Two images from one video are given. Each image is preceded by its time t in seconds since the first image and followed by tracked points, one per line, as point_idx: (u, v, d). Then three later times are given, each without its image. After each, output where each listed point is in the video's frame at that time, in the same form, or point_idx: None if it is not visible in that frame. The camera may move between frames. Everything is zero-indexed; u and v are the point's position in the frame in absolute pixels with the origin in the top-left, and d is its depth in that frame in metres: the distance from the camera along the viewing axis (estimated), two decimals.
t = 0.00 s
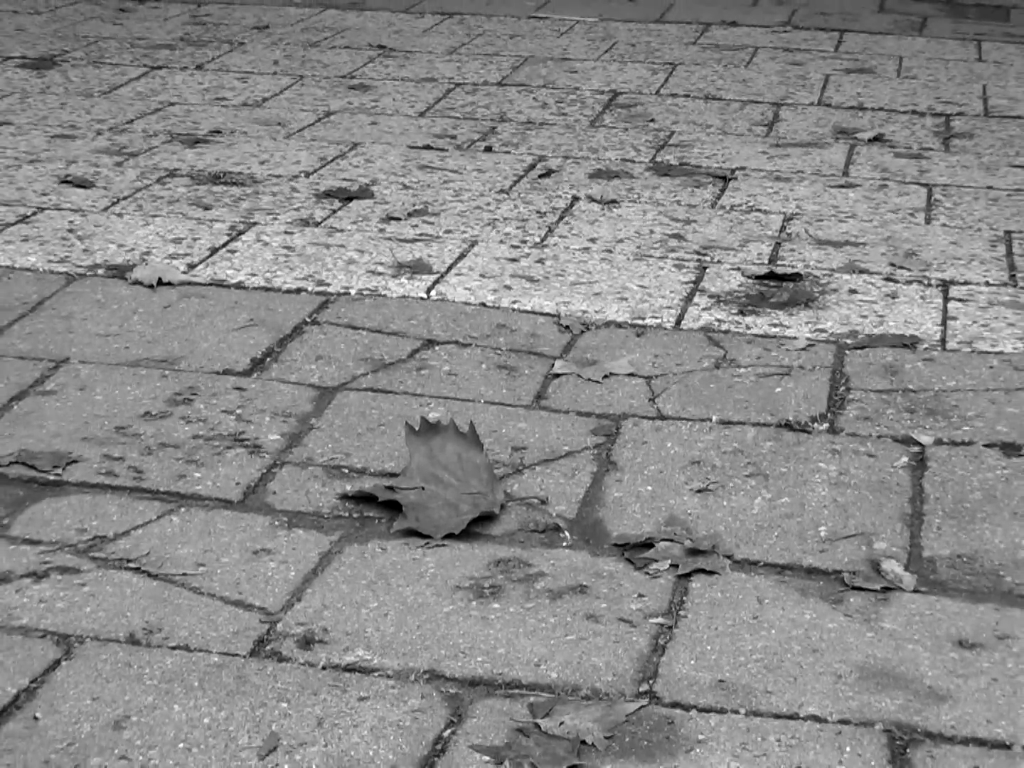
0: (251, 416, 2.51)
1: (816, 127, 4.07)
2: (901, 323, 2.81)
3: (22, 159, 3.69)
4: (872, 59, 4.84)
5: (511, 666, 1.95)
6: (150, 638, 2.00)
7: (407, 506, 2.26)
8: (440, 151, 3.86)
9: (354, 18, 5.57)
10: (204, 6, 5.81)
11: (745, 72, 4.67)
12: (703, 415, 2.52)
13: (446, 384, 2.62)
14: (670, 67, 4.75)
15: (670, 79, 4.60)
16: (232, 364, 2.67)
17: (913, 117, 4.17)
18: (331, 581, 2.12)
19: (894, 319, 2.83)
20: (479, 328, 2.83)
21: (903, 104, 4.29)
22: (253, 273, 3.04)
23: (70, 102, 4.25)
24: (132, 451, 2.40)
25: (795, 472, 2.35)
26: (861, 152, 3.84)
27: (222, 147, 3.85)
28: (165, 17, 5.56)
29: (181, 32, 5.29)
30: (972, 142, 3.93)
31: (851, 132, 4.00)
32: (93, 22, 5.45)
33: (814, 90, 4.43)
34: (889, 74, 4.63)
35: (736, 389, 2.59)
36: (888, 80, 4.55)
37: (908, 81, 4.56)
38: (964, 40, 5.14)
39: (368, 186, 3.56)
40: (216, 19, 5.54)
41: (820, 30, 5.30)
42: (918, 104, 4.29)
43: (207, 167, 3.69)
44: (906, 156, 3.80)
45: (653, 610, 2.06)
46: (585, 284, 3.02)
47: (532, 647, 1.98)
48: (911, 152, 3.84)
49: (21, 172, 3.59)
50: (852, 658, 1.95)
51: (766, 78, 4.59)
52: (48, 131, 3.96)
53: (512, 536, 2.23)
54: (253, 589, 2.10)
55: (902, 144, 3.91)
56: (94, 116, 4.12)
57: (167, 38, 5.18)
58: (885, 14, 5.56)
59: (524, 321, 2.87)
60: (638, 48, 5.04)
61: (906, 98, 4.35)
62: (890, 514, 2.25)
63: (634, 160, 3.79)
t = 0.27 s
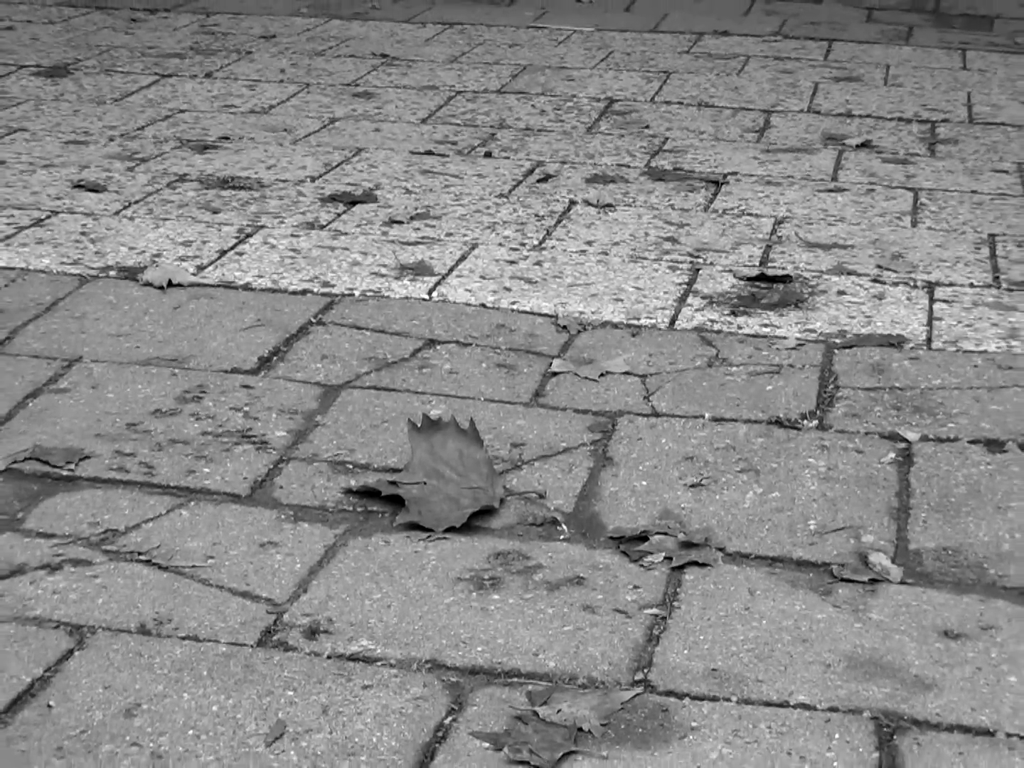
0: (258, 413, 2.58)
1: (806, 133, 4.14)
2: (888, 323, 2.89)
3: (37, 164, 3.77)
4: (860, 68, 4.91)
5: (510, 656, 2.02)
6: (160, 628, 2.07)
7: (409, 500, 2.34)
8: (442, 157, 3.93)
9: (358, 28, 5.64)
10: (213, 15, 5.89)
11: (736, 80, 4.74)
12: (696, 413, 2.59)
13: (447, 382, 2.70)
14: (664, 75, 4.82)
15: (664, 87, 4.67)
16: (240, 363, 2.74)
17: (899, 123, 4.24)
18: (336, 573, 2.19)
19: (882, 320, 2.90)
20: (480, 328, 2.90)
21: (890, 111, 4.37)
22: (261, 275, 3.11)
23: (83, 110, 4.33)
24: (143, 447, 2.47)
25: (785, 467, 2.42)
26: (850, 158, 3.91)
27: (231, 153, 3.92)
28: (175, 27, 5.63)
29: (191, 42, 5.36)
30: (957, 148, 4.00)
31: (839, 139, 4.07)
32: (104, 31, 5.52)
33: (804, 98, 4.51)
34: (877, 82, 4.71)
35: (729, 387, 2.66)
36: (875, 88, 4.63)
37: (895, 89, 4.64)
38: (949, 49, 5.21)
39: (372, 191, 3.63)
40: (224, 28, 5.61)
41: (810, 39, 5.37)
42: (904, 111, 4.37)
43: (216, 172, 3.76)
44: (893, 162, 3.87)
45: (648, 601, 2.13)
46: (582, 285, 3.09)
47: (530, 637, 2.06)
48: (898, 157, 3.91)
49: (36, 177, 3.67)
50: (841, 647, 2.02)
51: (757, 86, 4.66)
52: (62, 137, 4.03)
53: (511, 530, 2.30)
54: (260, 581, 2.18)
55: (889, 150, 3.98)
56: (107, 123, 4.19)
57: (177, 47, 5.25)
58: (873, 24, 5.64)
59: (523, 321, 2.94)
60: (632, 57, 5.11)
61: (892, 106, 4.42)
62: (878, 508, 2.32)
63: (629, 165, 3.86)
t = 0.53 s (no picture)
0: (264, 411, 2.65)
1: (797, 139, 4.21)
2: (877, 324, 2.95)
3: (49, 169, 3.83)
4: (850, 76, 4.98)
5: (510, 647, 2.08)
6: (169, 621, 2.13)
7: (411, 496, 2.40)
8: (443, 162, 3.99)
9: (361, 36, 5.71)
10: (221, 24, 5.96)
11: (729, 87, 4.81)
12: (690, 411, 2.65)
13: (447, 381, 2.76)
14: (659, 83, 4.88)
15: (660, 94, 4.74)
16: (246, 363, 2.81)
17: (888, 129, 4.30)
18: (340, 567, 2.26)
19: (871, 320, 2.96)
20: (480, 328, 2.97)
21: (879, 117, 4.43)
22: (266, 277, 3.17)
23: (94, 116, 4.39)
24: (152, 444, 2.53)
25: (777, 464, 2.49)
26: (840, 163, 3.97)
27: (238, 158, 3.99)
28: (183, 35, 5.70)
29: (199, 49, 5.42)
30: (943, 153, 4.07)
31: (829, 144, 4.14)
32: (114, 40, 5.59)
33: (795, 104, 4.57)
34: (866, 89, 4.77)
35: (722, 386, 2.73)
36: (864, 95, 4.69)
37: (884, 95, 4.70)
38: (936, 57, 5.28)
39: (375, 195, 3.69)
40: (232, 37, 5.68)
41: (801, 47, 5.44)
42: (893, 118, 4.43)
43: (224, 176, 3.82)
44: (882, 167, 3.94)
45: (643, 594, 2.19)
46: (579, 287, 3.16)
47: (529, 629, 2.12)
48: (887, 163, 3.98)
49: (48, 181, 3.73)
50: (831, 639, 2.09)
51: (750, 93, 4.73)
52: (73, 143, 4.10)
53: (510, 525, 2.36)
54: (267, 575, 2.24)
55: (878, 156, 4.04)
56: (118, 129, 4.25)
57: (185, 55, 5.32)
58: (862, 32, 5.71)
59: (522, 321, 3.00)
60: (627, 65, 5.17)
61: (880, 112, 4.49)
62: (867, 503, 2.38)
63: (625, 170, 3.93)
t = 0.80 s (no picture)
0: (272, 408, 2.72)
1: (788, 145, 4.28)
2: (865, 324, 3.03)
3: (63, 174, 3.91)
4: (839, 83, 5.05)
5: (510, 637, 2.15)
6: (180, 612, 2.20)
7: (414, 491, 2.48)
8: (444, 167, 4.07)
9: (365, 45, 5.79)
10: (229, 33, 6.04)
11: (722, 95, 4.89)
12: (685, 408, 2.73)
13: (449, 379, 2.84)
14: (654, 90, 4.96)
15: (655, 101, 4.81)
16: (254, 361, 2.88)
17: (875, 136, 4.38)
18: (345, 560, 2.33)
19: (859, 320, 3.04)
20: (480, 328, 3.04)
21: (867, 124, 4.51)
22: (274, 279, 3.25)
23: (107, 123, 4.46)
24: (163, 441, 2.61)
25: (769, 460, 2.56)
26: (830, 168, 4.05)
27: (246, 164, 4.06)
28: (192, 44, 5.78)
29: (209, 58, 5.50)
30: (929, 159, 4.14)
31: (819, 150, 4.22)
32: (125, 48, 5.67)
33: (786, 111, 4.65)
34: (854, 96, 4.85)
35: (715, 384, 2.81)
36: (852, 102, 4.77)
37: (872, 102, 4.78)
38: (922, 66, 5.36)
39: (379, 199, 3.77)
40: (240, 46, 5.75)
41: (791, 57, 5.52)
42: (881, 124, 4.51)
43: (232, 181, 3.90)
44: (870, 172, 4.02)
45: (639, 586, 2.27)
46: (577, 288, 3.23)
47: (528, 619, 2.19)
48: (875, 167, 4.06)
49: (61, 186, 3.81)
50: (820, 629, 2.16)
51: (742, 100, 4.80)
52: (86, 148, 4.17)
53: (510, 518, 2.44)
54: (274, 567, 2.31)
55: (866, 161, 4.12)
56: (130, 136, 4.32)
57: (195, 63, 5.39)
58: (851, 42, 5.79)
59: (522, 322, 3.08)
60: (622, 73, 5.25)
61: (868, 119, 4.56)
62: (856, 498, 2.46)
63: (621, 175, 4.00)
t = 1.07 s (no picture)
0: (279, 406, 2.80)
1: (779, 151, 4.36)
2: (854, 324, 3.11)
3: (76, 179, 3.99)
4: (828, 91, 5.14)
5: (509, 628, 2.23)
6: (189, 604, 2.28)
7: (417, 486, 2.55)
8: (446, 173, 4.15)
9: (369, 54, 5.87)
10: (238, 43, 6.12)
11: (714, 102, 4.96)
12: (678, 406, 2.81)
13: (450, 378, 2.92)
14: (649, 98, 5.04)
15: (650, 109, 4.89)
16: (262, 361, 2.96)
17: (863, 142, 4.46)
18: (350, 553, 2.41)
19: (848, 321, 3.12)
20: (480, 329, 3.12)
21: (856, 131, 4.59)
22: (280, 281, 3.33)
23: (120, 130, 4.54)
24: (173, 438, 2.69)
25: (760, 456, 2.64)
26: (819, 174, 4.13)
27: (254, 169, 4.14)
28: (202, 54, 5.86)
29: (218, 67, 5.58)
30: (915, 164, 4.23)
31: (809, 156, 4.30)
32: (137, 57, 5.75)
33: (777, 118, 4.73)
34: (843, 104, 4.93)
35: (708, 383, 2.88)
36: (841, 110, 4.85)
37: (860, 111, 4.86)
38: (909, 74, 5.44)
39: (383, 204, 3.85)
40: (248, 55, 5.84)
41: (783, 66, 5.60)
42: (869, 131, 4.59)
43: (240, 186, 3.98)
44: (858, 177, 4.10)
45: (634, 579, 2.35)
46: (575, 290, 3.31)
47: (527, 611, 2.27)
48: (863, 173, 4.14)
49: (75, 191, 3.89)
50: (810, 621, 2.23)
51: (734, 108, 4.88)
52: (99, 154, 4.26)
53: (510, 513, 2.52)
54: (281, 560, 2.39)
55: (855, 167, 4.20)
56: (141, 142, 4.40)
57: (204, 72, 5.47)
58: (841, 51, 5.88)
59: (521, 323, 3.16)
60: (618, 82, 5.33)
61: (856, 126, 4.65)
62: (845, 493, 2.53)
63: (617, 180, 4.08)
